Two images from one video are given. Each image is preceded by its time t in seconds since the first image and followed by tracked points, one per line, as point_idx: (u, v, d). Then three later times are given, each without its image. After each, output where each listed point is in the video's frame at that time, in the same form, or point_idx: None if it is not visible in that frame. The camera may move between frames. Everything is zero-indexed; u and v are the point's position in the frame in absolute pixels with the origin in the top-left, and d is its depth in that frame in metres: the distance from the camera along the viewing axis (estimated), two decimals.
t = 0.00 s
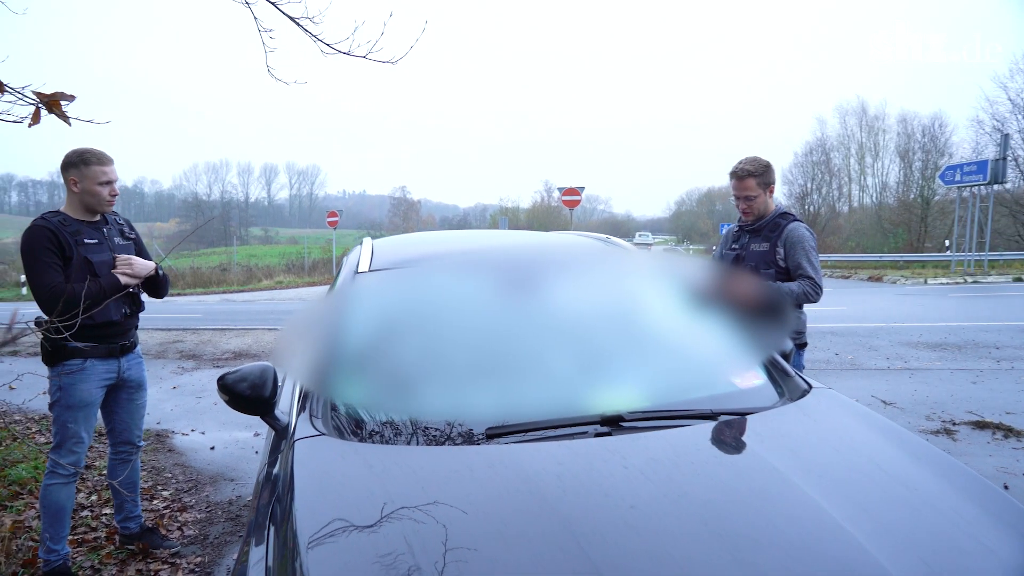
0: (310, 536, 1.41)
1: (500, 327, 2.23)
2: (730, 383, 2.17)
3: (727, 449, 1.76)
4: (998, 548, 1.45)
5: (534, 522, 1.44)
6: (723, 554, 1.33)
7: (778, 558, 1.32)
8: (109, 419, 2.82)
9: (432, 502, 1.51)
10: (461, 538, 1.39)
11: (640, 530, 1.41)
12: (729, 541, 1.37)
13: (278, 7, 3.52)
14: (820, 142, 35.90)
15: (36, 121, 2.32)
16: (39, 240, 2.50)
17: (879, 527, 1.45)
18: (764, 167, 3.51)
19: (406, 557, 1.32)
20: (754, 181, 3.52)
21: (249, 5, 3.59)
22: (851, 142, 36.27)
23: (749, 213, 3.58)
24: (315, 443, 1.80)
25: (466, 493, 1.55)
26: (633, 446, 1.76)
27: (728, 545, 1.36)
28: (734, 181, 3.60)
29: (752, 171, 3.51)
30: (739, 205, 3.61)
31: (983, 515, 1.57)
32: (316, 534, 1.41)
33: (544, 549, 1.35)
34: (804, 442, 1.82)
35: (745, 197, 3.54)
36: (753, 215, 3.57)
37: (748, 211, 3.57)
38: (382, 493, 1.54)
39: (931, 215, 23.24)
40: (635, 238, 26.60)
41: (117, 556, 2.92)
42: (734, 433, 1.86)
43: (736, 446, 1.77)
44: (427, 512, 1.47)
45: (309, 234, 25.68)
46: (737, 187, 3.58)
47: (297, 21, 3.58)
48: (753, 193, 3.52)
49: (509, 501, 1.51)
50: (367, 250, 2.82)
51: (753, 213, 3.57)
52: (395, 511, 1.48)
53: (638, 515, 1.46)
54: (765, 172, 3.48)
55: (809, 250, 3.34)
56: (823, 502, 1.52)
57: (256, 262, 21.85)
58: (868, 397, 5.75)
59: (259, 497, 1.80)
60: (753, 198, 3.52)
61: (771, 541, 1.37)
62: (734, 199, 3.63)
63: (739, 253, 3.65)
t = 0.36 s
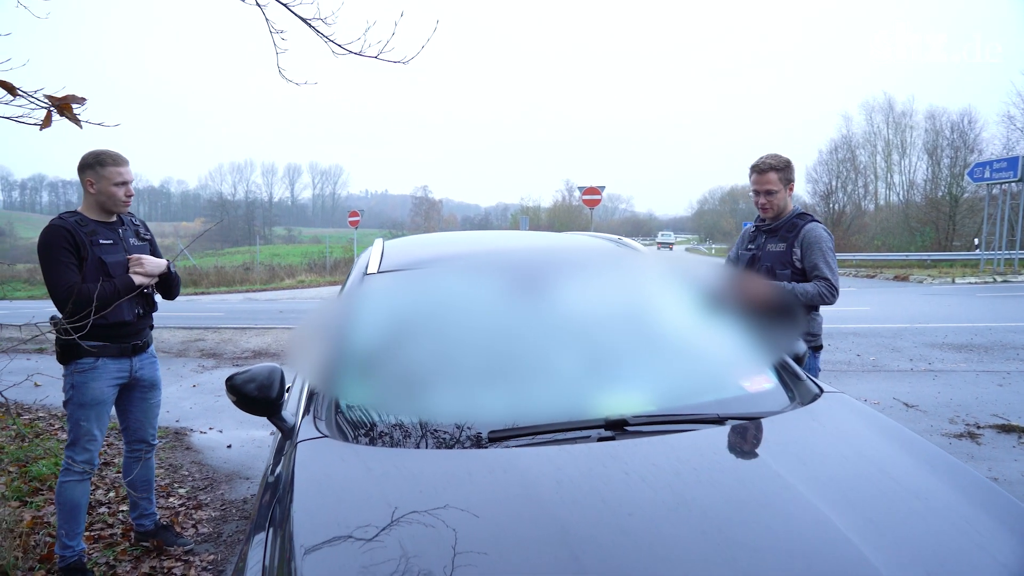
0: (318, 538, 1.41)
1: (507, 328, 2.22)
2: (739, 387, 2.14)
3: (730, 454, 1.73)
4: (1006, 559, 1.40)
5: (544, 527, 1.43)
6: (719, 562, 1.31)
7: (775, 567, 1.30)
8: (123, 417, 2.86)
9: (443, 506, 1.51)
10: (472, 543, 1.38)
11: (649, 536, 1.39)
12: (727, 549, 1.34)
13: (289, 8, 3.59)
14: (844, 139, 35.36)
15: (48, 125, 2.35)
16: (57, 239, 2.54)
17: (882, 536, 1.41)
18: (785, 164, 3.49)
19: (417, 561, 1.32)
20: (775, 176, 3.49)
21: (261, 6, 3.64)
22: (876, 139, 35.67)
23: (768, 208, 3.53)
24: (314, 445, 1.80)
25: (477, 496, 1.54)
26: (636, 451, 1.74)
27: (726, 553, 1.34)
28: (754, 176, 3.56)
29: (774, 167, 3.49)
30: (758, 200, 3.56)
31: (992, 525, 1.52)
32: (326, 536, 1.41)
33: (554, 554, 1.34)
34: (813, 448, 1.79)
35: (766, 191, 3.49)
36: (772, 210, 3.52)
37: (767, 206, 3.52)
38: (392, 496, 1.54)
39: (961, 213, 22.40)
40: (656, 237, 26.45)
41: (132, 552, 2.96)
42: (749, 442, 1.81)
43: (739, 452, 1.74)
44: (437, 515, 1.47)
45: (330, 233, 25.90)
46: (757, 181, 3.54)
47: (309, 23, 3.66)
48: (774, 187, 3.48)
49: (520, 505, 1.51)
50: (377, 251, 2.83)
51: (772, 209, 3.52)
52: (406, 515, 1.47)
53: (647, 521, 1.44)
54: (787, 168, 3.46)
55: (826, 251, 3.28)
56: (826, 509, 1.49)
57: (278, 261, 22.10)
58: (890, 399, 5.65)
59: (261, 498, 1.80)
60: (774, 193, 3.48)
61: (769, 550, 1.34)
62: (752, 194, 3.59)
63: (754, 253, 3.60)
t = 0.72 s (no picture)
0: (323, 538, 1.41)
1: (510, 328, 2.22)
2: (742, 390, 2.12)
3: (726, 458, 1.71)
4: (1005, 568, 1.37)
5: (551, 530, 1.42)
6: (709, 568, 1.30)
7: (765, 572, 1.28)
8: (135, 415, 2.91)
9: (450, 508, 1.51)
10: (478, 545, 1.38)
11: (654, 541, 1.38)
12: (718, 555, 1.33)
13: (297, 13, 3.58)
14: (866, 141, 34.90)
15: (55, 127, 2.39)
16: (70, 238, 2.59)
17: (878, 543, 1.39)
18: (803, 165, 3.46)
19: (425, 562, 1.33)
20: (794, 175, 3.44)
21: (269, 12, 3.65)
22: (900, 141, 35.16)
23: (785, 207, 3.47)
24: (311, 445, 1.81)
25: (484, 497, 1.54)
26: (632, 455, 1.73)
27: (718, 559, 1.32)
28: (771, 175, 3.52)
29: (791, 167, 3.46)
30: (774, 199, 3.50)
31: (994, 533, 1.49)
32: (331, 536, 1.42)
33: (558, 557, 1.34)
34: (814, 453, 1.76)
35: (784, 188, 3.45)
36: (789, 209, 3.46)
37: (784, 204, 3.47)
38: (401, 498, 1.54)
39: (987, 217, 21.86)
40: (674, 240, 26.29)
41: (142, 550, 3.00)
42: (751, 446, 1.79)
43: (735, 456, 1.72)
44: (442, 517, 1.47)
45: (348, 235, 26.09)
46: (774, 179, 3.49)
47: (314, 25, 3.61)
48: (792, 186, 3.44)
49: (525, 507, 1.50)
50: (384, 252, 2.85)
51: (788, 208, 3.46)
52: (411, 517, 1.47)
53: (649, 525, 1.43)
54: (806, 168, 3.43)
55: (840, 253, 3.23)
56: (821, 515, 1.47)
57: (298, 262, 22.32)
58: (908, 405, 5.56)
59: (260, 496, 1.81)
60: (792, 190, 3.43)
61: (761, 556, 1.33)
62: (769, 192, 3.53)
63: (767, 255, 3.56)
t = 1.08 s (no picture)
0: (326, 537, 1.41)
1: (510, 326, 2.21)
2: (742, 390, 2.10)
3: (720, 458, 1.70)
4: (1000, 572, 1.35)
5: (556, 529, 1.42)
6: (697, 569, 1.29)
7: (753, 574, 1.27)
8: (140, 411, 2.93)
9: (450, 506, 1.51)
10: (482, 544, 1.38)
11: (654, 540, 1.37)
12: (707, 556, 1.32)
13: (300, 12, 3.68)
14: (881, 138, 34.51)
15: (59, 124, 2.42)
16: (73, 240, 2.62)
17: (870, 546, 1.37)
18: (812, 163, 3.44)
19: (429, 561, 1.33)
20: (803, 173, 3.42)
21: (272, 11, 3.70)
22: (916, 139, 34.74)
23: (794, 204, 3.44)
24: (305, 441, 1.82)
25: (486, 495, 1.55)
26: (627, 454, 1.72)
27: (707, 560, 1.31)
28: (780, 172, 3.49)
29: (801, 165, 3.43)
30: (783, 196, 3.47)
31: (991, 537, 1.47)
32: (334, 534, 1.42)
33: (559, 556, 1.34)
34: (812, 454, 1.75)
35: (794, 185, 3.42)
36: (798, 207, 3.43)
37: (793, 202, 3.43)
38: (403, 497, 1.54)
39: (1005, 216, 21.41)
40: (686, 239, 26.16)
41: (148, 545, 3.04)
42: (748, 446, 1.77)
43: (729, 456, 1.71)
44: (443, 515, 1.47)
45: (360, 233, 26.18)
46: (783, 176, 3.45)
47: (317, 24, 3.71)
48: (801, 183, 3.41)
49: (526, 506, 1.50)
50: (386, 250, 2.86)
51: (797, 206, 3.43)
52: (411, 515, 1.48)
53: (647, 525, 1.43)
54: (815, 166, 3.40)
55: (847, 252, 3.20)
56: (814, 516, 1.45)
57: (310, 260, 22.43)
58: (919, 405, 5.50)
59: (254, 491, 1.83)
60: (802, 188, 3.41)
61: (750, 557, 1.32)
62: (778, 189, 3.50)
63: (773, 253, 3.53)
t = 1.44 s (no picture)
0: (331, 539, 1.41)
1: (513, 329, 2.21)
2: (745, 393, 2.09)
3: (720, 462, 1.69)
4: None
5: (559, 531, 1.42)
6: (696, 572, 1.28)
7: None
8: (145, 412, 2.96)
9: (454, 508, 1.51)
10: (487, 546, 1.38)
11: (657, 543, 1.37)
12: (706, 559, 1.32)
13: (305, 15, 3.68)
14: (894, 142, 34.25)
15: (63, 128, 2.44)
16: (82, 239, 2.65)
17: (870, 552, 1.36)
18: (819, 166, 3.41)
19: (434, 563, 1.33)
20: (811, 176, 3.40)
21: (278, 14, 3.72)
22: (930, 142, 34.46)
23: (802, 208, 3.42)
24: (306, 442, 1.83)
25: (489, 497, 1.55)
26: (627, 457, 1.72)
27: (706, 563, 1.31)
28: (788, 175, 3.47)
29: (808, 168, 3.40)
30: (791, 200, 3.45)
31: (993, 544, 1.46)
32: (338, 537, 1.42)
33: (563, 557, 1.34)
34: (814, 458, 1.73)
35: (801, 189, 3.39)
36: (806, 210, 3.41)
37: (801, 205, 3.41)
38: (406, 499, 1.54)
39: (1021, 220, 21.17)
40: (697, 243, 26.06)
41: (154, 545, 3.06)
42: (751, 450, 1.76)
43: (729, 460, 1.70)
44: (446, 517, 1.47)
45: (370, 236, 26.28)
46: (791, 180, 3.43)
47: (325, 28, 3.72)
48: (809, 187, 3.39)
49: (528, 508, 1.50)
50: (391, 252, 2.86)
51: (805, 210, 3.41)
52: (416, 516, 1.48)
53: (650, 528, 1.42)
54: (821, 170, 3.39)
55: (855, 256, 3.17)
56: (812, 521, 1.45)
57: (321, 263, 22.53)
58: (929, 411, 5.45)
59: (254, 493, 1.83)
60: (810, 191, 3.38)
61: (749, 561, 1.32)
62: (785, 193, 3.48)
63: (780, 257, 3.51)
